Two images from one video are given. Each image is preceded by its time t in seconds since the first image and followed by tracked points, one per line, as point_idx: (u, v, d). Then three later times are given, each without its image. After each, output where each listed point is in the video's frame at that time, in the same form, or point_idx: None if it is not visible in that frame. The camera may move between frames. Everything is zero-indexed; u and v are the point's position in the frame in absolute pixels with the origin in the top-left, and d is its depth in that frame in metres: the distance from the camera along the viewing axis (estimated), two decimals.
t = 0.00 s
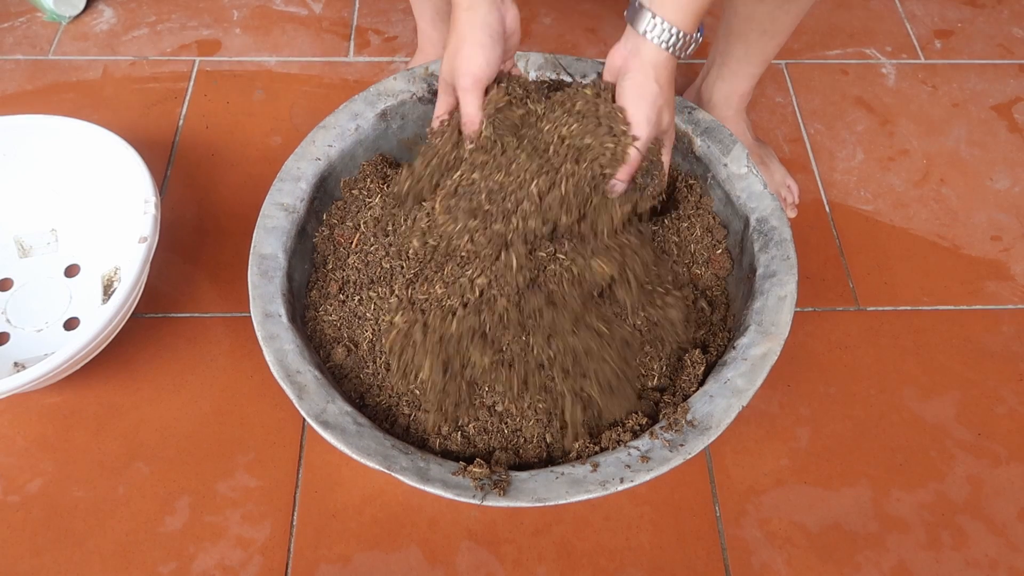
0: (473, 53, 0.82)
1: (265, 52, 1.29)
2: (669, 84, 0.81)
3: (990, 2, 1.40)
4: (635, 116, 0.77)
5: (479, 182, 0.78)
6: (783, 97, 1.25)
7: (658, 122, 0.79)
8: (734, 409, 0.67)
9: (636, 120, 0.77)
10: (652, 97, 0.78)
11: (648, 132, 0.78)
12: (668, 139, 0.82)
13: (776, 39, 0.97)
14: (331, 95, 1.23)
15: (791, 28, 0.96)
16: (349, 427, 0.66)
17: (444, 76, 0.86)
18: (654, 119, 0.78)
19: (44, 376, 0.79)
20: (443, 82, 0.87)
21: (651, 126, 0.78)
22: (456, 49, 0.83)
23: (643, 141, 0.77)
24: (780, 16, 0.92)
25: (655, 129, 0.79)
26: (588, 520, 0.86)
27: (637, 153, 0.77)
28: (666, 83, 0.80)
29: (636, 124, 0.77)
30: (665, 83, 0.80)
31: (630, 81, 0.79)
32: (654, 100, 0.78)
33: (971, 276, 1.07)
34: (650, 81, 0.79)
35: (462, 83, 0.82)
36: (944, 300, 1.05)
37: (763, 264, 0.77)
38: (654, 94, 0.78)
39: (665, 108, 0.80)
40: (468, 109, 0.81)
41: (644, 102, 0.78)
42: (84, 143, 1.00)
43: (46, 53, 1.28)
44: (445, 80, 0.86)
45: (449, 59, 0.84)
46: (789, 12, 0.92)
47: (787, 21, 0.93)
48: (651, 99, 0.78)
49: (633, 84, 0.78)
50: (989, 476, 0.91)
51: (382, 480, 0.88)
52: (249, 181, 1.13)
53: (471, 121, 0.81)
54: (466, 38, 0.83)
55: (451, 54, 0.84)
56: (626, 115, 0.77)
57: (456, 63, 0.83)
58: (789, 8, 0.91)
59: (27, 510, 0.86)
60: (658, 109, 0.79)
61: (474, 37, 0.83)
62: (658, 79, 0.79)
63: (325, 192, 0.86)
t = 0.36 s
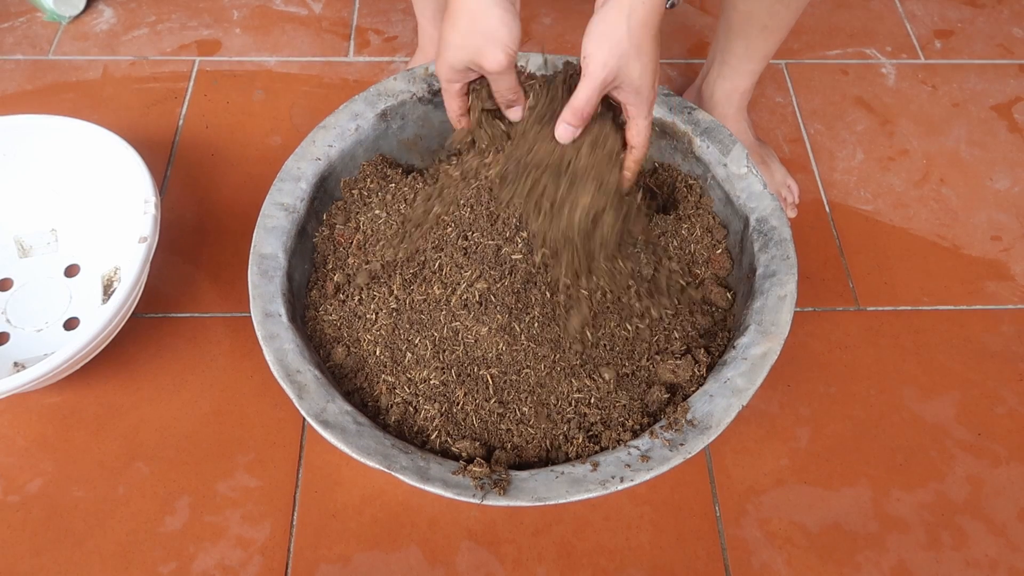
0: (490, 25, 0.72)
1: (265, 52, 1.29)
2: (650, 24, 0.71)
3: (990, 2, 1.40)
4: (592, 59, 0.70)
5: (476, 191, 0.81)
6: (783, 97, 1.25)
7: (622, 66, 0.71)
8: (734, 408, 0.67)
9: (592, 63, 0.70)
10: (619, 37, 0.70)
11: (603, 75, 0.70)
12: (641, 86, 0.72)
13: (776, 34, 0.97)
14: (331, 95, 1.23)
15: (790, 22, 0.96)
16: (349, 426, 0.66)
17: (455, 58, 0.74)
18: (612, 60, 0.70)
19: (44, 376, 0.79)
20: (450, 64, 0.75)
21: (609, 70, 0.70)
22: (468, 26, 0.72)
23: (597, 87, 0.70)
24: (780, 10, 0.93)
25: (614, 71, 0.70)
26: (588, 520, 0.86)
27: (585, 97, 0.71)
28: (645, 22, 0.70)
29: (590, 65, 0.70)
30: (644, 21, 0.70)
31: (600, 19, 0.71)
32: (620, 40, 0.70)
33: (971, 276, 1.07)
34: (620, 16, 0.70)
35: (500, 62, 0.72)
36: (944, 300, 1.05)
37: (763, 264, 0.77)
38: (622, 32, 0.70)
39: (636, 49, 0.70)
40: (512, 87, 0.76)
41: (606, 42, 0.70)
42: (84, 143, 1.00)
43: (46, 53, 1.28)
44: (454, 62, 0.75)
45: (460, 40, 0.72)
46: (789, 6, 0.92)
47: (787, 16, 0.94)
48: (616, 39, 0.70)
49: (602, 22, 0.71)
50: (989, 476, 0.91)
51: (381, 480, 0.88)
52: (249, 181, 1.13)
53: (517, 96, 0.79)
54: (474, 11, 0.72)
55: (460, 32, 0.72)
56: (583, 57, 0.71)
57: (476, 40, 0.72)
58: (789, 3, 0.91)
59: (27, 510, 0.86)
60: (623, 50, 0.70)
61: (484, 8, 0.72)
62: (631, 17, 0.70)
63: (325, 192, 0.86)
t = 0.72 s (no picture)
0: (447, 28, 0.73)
1: (265, 52, 1.29)
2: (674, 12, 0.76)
3: (990, 2, 1.40)
4: (634, 53, 0.74)
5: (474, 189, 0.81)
6: (783, 97, 1.26)
7: (663, 53, 0.75)
8: (734, 409, 0.67)
9: (637, 56, 0.74)
10: (653, 28, 0.75)
11: (649, 69, 0.74)
12: (680, 69, 0.78)
13: (776, 33, 0.97)
14: (331, 95, 1.23)
15: (790, 23, 0.96)
16: (349, 426, 0.67)
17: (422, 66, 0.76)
18: (654, 52, 0.75)
19: (44, 376, 0.79)
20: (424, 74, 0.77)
21: (653, 62, 0.75)
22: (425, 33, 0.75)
23: (645, 80, 0.75)
24: (779, 10, 0.93)
25: (659, 62, 0.75)
26: (588, 520, 0.86)
27: (639, 93, 0.75)
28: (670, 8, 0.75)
29: (632, 59, 0.75)
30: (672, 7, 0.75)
31: (627, 16, 0.76)
32: (651, 31, 0.75)
33: (971, 276, 1.07)
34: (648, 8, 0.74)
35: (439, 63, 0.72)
36: (944, 300, 1.05)
37: (763, 264, 0.77)
38: (653, 24, 0.75)
39: (666, 34, 0.75)
40: (466, 93, 0.73)
41: (644, 37, 0.74)
42: (84, 143, 1.00)
43: (46, 53, 1.28)
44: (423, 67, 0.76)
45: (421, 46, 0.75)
46: (787, 6, 0.92)
47: (787, 15, 0.94)
48: (650, 32, 0.75)
49: (629, 18, 0.75)
50: (989, 476, 0.91)
51: (381, 480, 0.88)
52: (249, 181, 1.13)
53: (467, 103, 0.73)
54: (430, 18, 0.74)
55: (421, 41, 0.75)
56: (627, 55, 0.75)
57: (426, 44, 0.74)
58: (788, 2, 0.91)
59: (27, 510, 0.86)
60: (661, 40, 0.75)
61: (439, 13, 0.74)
62: (657, 7, 0.75)
63: (325, 192, 0.86)
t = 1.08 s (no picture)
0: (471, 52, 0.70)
1: (265, 52, 1.29)
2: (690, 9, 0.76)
3: (990, 2, 1.40)
4: (651, 50, 0.74)
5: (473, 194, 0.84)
6: (783, 97, 1.26)
7: (678, 51, 0.75)
8: (734, 408, 0.67)
9: (654, 54, 0.74)
10: (671, 27, 0.74)
11: (665, 66, 0.75)
12: (692, 65, 0.78)
13: (775, 32, 0.97)
14: (330, 95, 1.23)
15: (789, 21, 0.96)
16: (349, 425, 0.67)
17: (433, 92, 0.71)
18: (672, 49, 0.75)
19: (44, 376, 0.79)
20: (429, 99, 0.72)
21: (670, 59, 0.75)
22: (441, 55, 0.70)
23: (661, 76, 0.76)
24: (778, 9, 0.93)
25: (674, 59, 0.75)
26: (588, 520, 0.86)
27: (653, 87, 0.78)
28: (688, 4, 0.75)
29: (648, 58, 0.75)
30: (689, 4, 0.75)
31: (646, 12, 0.75)
32: (668, 29, 0.74)
33: (971, 276, 1.07)
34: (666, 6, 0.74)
35: (474, 89, 0.69)
36: (944, 300, 1.05)
37: (763, 264, 0.77)
38: (670, 22, 0.74)
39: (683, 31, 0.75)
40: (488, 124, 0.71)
41: (661, 35, 0.74)
42: (84, 143, 1.00)
43: (46, 53, 1.28)
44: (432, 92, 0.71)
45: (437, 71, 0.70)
46: (787, 5, 0.92)
47: (786, 14, 0.94)
48: (665, 31, 0.74)
49: (648, 16, 0.75)
50: (989, 476, 0.91)
51: (381, 480, 0.88)
52: (249, 181, 1.13)
53: (484, 133, 0.73)
54: (448, 40, 0.70)
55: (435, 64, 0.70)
56: (643, 52, 0.75)
57: (450, 67, 0.69)
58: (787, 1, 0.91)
59: (27, 510, 0.86)
60: (678, 38, 0.75)
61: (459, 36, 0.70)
62: (675, 5, 0.74)
63: (325, 192, 0.86)
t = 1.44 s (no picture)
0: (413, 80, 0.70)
1: (265, 52, 1.29)
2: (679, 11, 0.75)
3: (990, 2, 1.40)
4: (642, 54, 0.76)
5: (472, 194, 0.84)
6: (783, 97, 1.26)
7: (668, 53, 0.77)
8: (734, 408, 0.67)
9: (646, 59, 0.76)
10: (662, 31, 0.75)
11: (657, 69, 0.77)
12: (681, 65, 0.80)
13: (774, 32, 0.97)
14: (331, 95, 1.23)
15: (788, 21, 0.96)
16: (349, 425, 0.67)
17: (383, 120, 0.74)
18: (662, 51, 0.76)
19: (44, 376, 0.79)
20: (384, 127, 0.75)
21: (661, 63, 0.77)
22: (385, 86, 0.70)
23: (654, 79, 0.78)
24: (777, 8, 0.93)
25: (664, 61, 0.77)
26: (588, 520, 0.86)
27: (646, 89, 0.79)
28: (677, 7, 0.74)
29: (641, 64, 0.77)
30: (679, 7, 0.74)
31: (635, 16, 0.75)
32: (659, 34, 0.75)
33: (971, 276, 1.07)
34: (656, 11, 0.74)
35: (419, 115, 0.70)
36: (944, 300, 1.05)
37: (763, 264, 0.77)
38: (660, 27, 0.75)
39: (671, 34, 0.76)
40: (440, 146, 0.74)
41: (651, 41, 0.75)
42: (84, 144, 1.00)
43: (46, 53, 1.28)
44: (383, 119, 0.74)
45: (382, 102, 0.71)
46: (785, 4, 0.92)
47: (785, 14, 0.94)
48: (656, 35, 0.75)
49: (637, 20, 0.75)
50: (989, 476, 0.91)
51: (381, 480, 0.88)
52: (249, 181, 1.13)
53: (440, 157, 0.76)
54: (388, 70, 0.69)
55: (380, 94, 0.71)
56: (636, 56, 0.77)
57: (393, 97, 0.70)
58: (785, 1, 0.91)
59: (27, 510, 0.86)
60: (668, 42, 0.76)
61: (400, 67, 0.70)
62: (664, 9, 0.74)
63: (325, 192, 0.86)
